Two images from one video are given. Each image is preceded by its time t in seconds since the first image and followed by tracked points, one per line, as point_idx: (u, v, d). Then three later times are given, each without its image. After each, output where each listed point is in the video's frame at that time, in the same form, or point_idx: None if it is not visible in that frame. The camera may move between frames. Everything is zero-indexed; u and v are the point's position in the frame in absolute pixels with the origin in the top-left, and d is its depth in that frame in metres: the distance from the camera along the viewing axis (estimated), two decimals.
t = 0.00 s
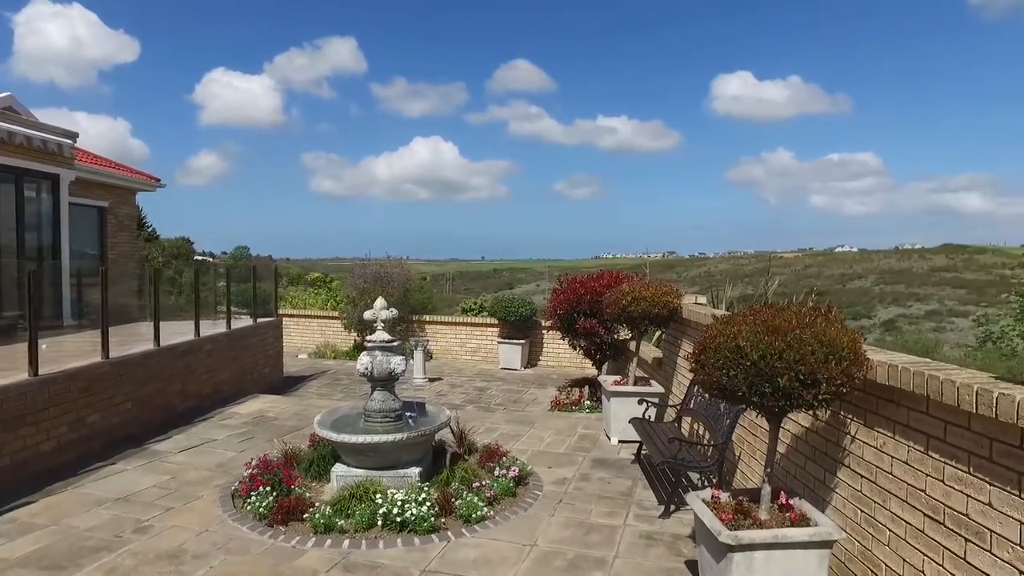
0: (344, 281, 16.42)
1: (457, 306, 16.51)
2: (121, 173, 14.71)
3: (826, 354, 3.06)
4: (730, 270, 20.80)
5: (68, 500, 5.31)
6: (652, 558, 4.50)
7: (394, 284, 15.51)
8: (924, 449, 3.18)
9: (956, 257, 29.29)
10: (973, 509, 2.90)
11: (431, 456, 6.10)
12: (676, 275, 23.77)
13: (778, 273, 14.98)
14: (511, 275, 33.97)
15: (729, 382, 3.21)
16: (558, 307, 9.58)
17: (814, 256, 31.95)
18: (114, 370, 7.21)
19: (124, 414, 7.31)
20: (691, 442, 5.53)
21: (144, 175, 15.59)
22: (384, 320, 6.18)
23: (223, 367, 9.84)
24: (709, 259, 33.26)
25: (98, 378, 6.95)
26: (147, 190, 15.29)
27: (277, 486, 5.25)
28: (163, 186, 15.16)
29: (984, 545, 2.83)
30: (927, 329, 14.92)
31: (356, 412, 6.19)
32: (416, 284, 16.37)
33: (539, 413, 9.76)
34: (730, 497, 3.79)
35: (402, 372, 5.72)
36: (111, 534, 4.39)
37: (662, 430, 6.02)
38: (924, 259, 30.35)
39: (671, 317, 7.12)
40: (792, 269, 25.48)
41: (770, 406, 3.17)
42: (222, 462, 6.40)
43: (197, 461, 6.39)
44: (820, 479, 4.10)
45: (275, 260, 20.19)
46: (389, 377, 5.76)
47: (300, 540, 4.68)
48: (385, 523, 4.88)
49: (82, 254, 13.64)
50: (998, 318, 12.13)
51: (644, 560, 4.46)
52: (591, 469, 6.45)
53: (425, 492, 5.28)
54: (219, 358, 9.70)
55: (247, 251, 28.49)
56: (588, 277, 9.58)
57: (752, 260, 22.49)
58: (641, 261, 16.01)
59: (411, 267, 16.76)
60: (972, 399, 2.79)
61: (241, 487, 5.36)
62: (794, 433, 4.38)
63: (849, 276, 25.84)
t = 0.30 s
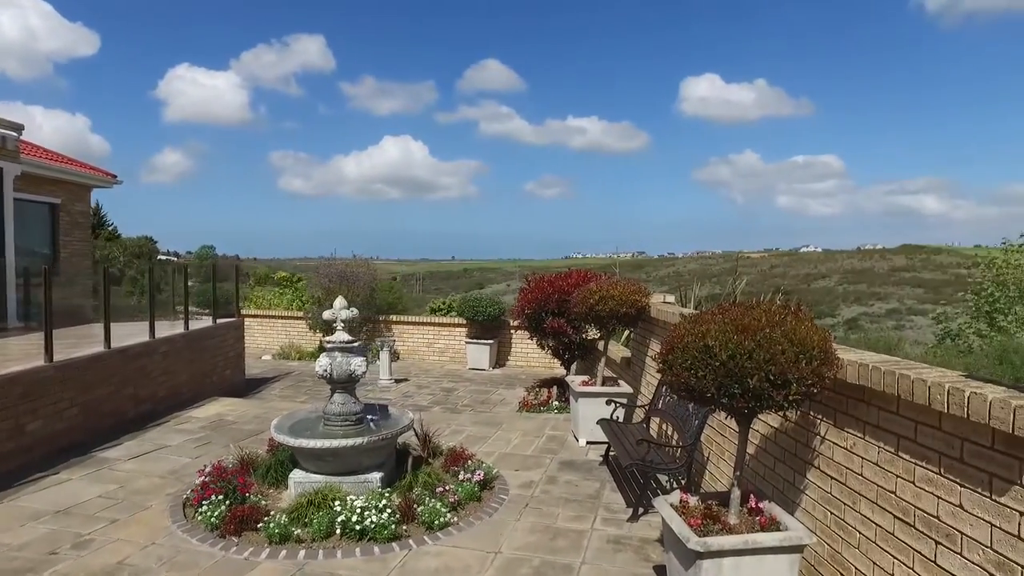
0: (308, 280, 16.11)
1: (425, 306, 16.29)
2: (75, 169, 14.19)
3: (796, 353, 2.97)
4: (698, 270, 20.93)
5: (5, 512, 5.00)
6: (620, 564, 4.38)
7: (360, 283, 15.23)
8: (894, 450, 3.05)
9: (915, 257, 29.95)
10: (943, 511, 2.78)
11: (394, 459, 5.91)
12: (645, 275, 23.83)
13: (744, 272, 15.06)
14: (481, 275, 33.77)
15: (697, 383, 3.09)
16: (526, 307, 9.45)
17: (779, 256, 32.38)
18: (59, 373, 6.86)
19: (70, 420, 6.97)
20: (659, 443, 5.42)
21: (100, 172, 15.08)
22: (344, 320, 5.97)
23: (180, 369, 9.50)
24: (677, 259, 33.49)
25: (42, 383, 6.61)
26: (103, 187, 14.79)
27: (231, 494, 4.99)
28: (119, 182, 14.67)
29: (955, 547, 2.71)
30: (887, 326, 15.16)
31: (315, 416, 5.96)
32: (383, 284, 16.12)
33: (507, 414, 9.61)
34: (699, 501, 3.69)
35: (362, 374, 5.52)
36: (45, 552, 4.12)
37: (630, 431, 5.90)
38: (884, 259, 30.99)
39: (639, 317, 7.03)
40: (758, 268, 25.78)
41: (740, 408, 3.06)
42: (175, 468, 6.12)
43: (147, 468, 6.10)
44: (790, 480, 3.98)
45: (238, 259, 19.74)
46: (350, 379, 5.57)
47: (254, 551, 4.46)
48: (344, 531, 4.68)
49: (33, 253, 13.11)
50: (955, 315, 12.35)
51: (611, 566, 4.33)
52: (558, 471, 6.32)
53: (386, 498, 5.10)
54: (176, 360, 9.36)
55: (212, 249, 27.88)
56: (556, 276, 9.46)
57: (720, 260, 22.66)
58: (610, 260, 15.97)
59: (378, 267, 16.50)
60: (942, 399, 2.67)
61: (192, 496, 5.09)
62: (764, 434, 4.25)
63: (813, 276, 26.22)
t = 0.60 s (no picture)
0: (281, 280, 15.79)
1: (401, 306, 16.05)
2: (37, 165, 13.74)
3: (778, 357, 2.84)
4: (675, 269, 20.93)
5: None
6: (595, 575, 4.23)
7: (333, 282, 14.91)
8: (878, 458, 2.92)
9: (887, 257, 30.32)
10: (930, 522, 2.65)
11: (363, 466, 5.70)
12: (623, 274, 23.78)
13: (721, 271, 15.04)
14: (459, 274, 33.52)
15: (675, 390, 2.95)
16: (501, 307, 9.29)
17: (755, 256, 32.59)
18: (10, 379, 6.55)
19: (20, 428, 6.65)
20: (636, 449, 5.28)
21: (64, 168, 14.64)
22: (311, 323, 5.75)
23: (145, 373, 9.19)
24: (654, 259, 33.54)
25: None
26: (66, 184, 14.34)
27: (189, 505, 4.75)
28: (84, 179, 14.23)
29: (942, 560, 2.58)
30: (861, 325, 15.25)
31: (281, 422, 5.73)
32: (358, 284, 15.85)
33: (483, 417, 9.45)
34: (677, 511, 3.55)
35: (329, 378, 5.31)
36: None
37: (606, 436, 5.76)
38: (856, 259, 31.36)
39: (615, 318, 6.90)
40: (734, 268, 25.90)
41: (719, 415, 2.92)
42: (133, 478, 5.86)
43: (103, 478, 5.83)
44: (769, 487, 3.85)
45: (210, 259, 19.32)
46: (317, 383, 5.36)
47: (213, 566, 4.24)
48: (308, 543, 4.46)
49: None
50: (926, 313, 12.42)
51: None
52: (533, 477, 6.16)
53: (354, 507, 4.89)
54: (140, 363, 9.05)
55: (186, 248, 27.37)
56: (532, 276, 9.31)
57: (697, 260, 22.69)
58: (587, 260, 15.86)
59: (353, 267, 16.23)
60: (929, 405, 2.54)
61: (149, 508, 4.83)
62: (743, 439, 4.12)
63: (788, 275, 26.40)
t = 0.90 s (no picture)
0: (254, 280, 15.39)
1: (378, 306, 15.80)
2: None
3: (761, 359, 2.69)
4: (655, 269, 20.87)
5: None
6: None
7: (308, 283, 14.52)
8: (865, 464, 2.79)
9: (862, 257, 30.61)
10: (920, 533, 2.51)
11: (333, 472, 5.48)
12: (604, 274, 23.71)
13: (699, 270, 14.99)
14: (439, 274, 33.25)
15: (653, 394, 2.79)
16: (478, 307, 9.13)
17: (734, 255, 32.71)
18: None
19: None
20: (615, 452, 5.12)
21: (28, 165, 14.19)
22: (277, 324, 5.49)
23: (109, 376, 8.88)
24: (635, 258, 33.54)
25: None
26: (31, 181, 13.90)
27: (146, 517, 4.50)
28: (48, 176, 13.80)
29: (933, 574, 2.44)
30: (837, 324, 15.30)
31: (246, 427, 5.47)
32: (333, 283, 15.58)
33: (459, 419, 9.26)
34: (656, 520, 3.40)
35: (296, 381, 5.06)
36: None
37: (584, 439, 5.60)
38: (833, 258, 31.61)
39: (594, 317, 6.75)
40: (713, 266, 25.96)
41: (700, 421, 2.77)
42: (90, 487, 5.60)
43: (58, 488, 5.55)
44: (752, 493, 3.70)
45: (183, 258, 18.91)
46: (284, 387, 5.10)
47: None
48: (272, 556, 4.24)
49: None
50: (901, 311, 12.45)
51: None
52: (510, 482, 6.00)
53: (321, 515, 4.68)
54: (104, 366, 8.73)
55: (160, 248, 26.83)
56: (510, 275, 9.15)
57: (677, 259, 22.67)
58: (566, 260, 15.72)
59: (329, 267, 15.93)
60: (919, 410, 2.40)
61: (104, 520, 4.58)
62: (724, 443, 3.98)
63: (766, 275, 26.52)
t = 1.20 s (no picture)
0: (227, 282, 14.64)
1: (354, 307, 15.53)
2: None
3: (745, 366, 2.56)
4: (634, 269, 20.81)
5: None
6: None
7: (282, 285, 13.86)
8: (852, 475, 2.66)
9: (838, 257, 30.86)
10: (910, 548, 2.38)
11: (302, 481, 5.27)
12: (583, 275, 23.62)
13: (678, 270, 14.91)
14: (419, 274, 32.94)
15: (631, 402, 2.64)
16: (455, 308, 8.96)
17: (713, 255, 32.81)
18: None
19: None
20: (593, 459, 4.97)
21: None
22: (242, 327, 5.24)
23: (70, 381, 8.56)
24: (614, 258, 33.51)
25: None
26: None
27: (98, 534, 4.26)
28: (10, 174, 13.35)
29: None
30: (814, 323, 15.32)
31: (210, 435, 5.23)
32: (309, 283, 15.25)
33: (435, 422, 9.08)
34: (635, 532, 3.27)
35: (262, 387, 4.83)
36: None
37: (561, 444, 5.45)
38: (810, 259, 31.83)
39: (571, 319, 6.61)
40: (692, 266, 25.98)
41: (681, 430, 2.63)
42: (43, 500, 5.33)
43: (9, 501, 5.28)
44: (733, 502, 3.57)
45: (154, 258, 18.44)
46: (248, 393, 4.86)
47: None
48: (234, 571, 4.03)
49: None
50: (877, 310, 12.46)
51: None
52: (485, 489, 5.83)
53: (287, 527, 4.47)
54: (65, 371, 8.41)
55: (134, 248, 26.26)
56: (487, 276, 8.99)
57: (656, 259, 22.64)
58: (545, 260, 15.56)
59: (305, 267, 15.59)
60: (910, 418, 2.27)
61: (54, 535, 4.33)
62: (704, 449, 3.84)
63: (744, 275, 26.60)
